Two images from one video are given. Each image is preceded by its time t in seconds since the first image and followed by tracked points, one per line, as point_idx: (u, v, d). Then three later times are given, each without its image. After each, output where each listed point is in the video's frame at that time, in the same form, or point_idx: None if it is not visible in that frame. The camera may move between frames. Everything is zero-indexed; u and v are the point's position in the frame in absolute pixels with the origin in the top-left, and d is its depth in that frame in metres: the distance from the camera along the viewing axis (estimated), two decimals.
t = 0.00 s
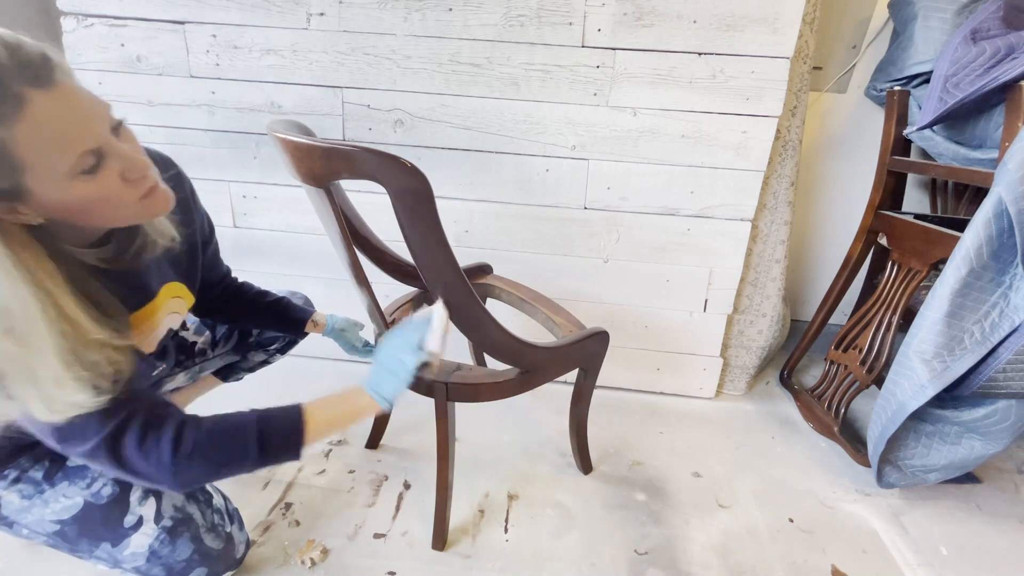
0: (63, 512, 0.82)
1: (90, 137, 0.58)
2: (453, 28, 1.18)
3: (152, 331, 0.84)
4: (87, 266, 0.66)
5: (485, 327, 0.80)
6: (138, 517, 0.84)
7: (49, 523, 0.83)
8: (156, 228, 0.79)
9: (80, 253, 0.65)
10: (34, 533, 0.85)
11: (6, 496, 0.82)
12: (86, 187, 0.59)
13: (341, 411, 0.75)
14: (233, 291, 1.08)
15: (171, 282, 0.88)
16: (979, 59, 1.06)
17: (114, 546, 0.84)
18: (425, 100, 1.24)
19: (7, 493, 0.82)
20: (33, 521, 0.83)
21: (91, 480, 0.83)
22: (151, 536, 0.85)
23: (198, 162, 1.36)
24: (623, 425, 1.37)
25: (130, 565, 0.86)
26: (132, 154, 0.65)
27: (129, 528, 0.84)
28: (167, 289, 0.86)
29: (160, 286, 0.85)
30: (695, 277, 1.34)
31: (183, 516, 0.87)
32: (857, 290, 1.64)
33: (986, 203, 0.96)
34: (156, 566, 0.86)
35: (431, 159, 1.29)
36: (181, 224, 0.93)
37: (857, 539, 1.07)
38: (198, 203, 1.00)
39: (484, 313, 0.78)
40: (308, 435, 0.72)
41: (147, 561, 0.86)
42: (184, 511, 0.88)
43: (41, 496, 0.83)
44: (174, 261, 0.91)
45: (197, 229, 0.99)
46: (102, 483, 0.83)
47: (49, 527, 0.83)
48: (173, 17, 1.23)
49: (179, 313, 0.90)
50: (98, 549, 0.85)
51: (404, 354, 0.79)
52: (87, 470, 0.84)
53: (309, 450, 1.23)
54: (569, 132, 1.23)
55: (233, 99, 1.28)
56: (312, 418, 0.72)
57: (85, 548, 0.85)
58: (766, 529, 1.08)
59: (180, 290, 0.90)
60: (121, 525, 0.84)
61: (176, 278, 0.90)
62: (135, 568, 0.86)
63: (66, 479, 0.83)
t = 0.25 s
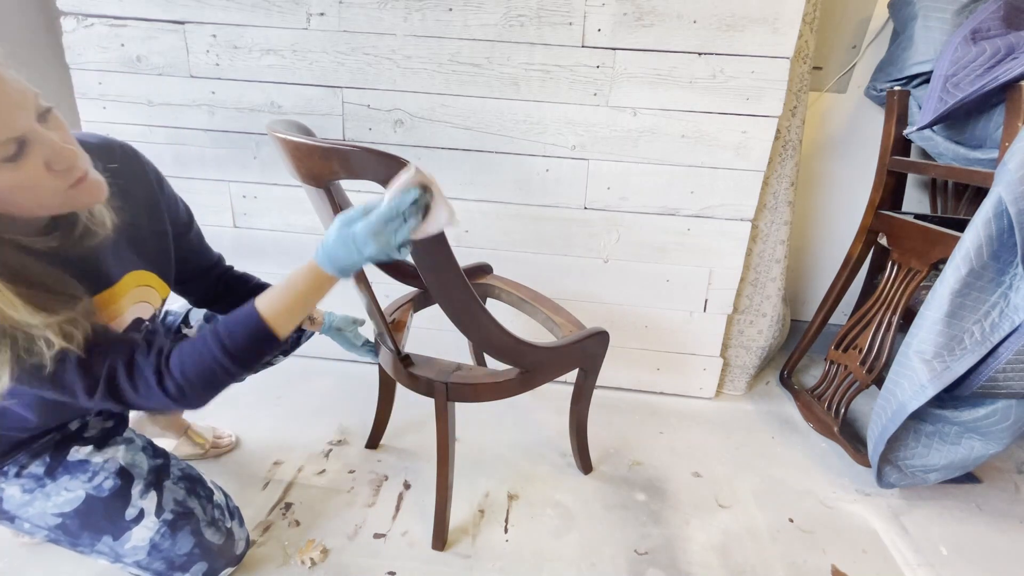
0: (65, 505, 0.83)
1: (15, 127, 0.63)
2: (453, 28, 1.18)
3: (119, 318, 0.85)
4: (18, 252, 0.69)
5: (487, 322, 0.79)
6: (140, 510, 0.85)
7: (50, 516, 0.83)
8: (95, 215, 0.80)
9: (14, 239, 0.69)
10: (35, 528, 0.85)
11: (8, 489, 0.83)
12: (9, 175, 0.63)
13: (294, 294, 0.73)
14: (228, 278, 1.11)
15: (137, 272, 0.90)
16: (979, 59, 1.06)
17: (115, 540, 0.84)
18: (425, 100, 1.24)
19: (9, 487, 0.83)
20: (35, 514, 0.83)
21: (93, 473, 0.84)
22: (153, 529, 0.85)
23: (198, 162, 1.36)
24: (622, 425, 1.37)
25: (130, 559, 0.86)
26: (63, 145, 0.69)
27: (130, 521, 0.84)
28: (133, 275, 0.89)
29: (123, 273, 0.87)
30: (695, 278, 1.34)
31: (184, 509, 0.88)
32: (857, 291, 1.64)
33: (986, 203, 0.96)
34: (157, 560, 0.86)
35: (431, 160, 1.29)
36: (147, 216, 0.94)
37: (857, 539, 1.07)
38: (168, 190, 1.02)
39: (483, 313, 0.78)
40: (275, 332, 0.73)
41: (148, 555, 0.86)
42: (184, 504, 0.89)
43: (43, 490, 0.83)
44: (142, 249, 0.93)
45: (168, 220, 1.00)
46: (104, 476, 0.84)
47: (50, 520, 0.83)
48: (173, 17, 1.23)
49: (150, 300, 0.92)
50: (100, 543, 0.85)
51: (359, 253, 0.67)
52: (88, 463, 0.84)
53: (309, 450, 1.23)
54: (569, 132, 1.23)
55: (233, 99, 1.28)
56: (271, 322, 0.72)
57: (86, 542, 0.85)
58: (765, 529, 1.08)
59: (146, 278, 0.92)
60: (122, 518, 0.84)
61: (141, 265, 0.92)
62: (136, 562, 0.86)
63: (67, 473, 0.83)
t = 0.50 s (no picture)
0: (64, 504, 0.82)
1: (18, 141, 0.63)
2: (453, 28, 1.18)
3: (106, 314, 0.87)
4: (11, 252, 0.70)
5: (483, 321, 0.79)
6: (139, 509, 0.85)
7: (50, 516, 0.83)
8: (82, 204, 0.80)
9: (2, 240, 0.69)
10: (35, 528, 0.85)
11: (7, 489, 0.82)
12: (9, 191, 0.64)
13: (245, 286, 0.81)
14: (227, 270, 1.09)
15: (124, 267, 0.90)
16: (979, 59, 1.06)
17: (115, 539, 0.84)
18: (425, 100, 1.24)
19: (8, 487, 0.82)
20: (34, 514, 0.83)
21: (93, 472, 0.84)
22: (152, 528, 0.85)
23: (198, 162, 1.36)
24: (622, 425, 1.37)
25: (130, 559, 0.85)
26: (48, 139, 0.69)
27: (130, 520, 0.84)
28: (116, 272, 0.88)
29: (106, 268, 0.87)
30: (695, 278, 1.34)
31: (184, 509, 0.88)
32: (857, 291, 1.64)
33: (986, 204, 0.96)
34: (158, 560, 0.86)
35: (431, 160, 1.29)
36: (133, 210, 0.94)
37: (857, 539, 1.07)
38: (155, 184, 1.01)
39: (478, 313, 0.78)
40: (241, 325, 0.81)
41: (148, 555, 0.85)
42: (184, 504, 0.89)
43: (43, 490, 0.83)
44: (131, 245, 0.92)
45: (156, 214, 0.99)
46: (103, 475, 0.84)
47: (50, 520, 0.83)
48: (173, 17, 1.23)
49: (137, 296, 0.92)
50: (100, 542, 0.84)
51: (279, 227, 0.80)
52: (88, 463, 0.84)
53: (309, 450, 1.23)
54: (569, 132, 1.23)
55: (233, 99, 1.28)
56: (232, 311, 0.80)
57: (86, 541, 0.85)
58: (765, 529, 1.08)
59: (136, 274, 0.92)
60: (122, 517, 0.84)
61: (129, 260, 0.91)
62: (136, 562, 0.86)
63: (67, 472, 0.83)
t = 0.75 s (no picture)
0: (64, 514, 0.81)
1: (121, 208, 0.64)
2: (453, 28, 1.18)
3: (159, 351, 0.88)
4: (91, 311, 0.71)
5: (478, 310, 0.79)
6: (140, 519, 0.84)
7: (49, 525, 0.82)
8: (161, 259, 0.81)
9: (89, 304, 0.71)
10: (35, 534, 0.85)
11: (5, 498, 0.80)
12: (95, 253, 0.65)
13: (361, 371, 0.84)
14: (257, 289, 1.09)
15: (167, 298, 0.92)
16: (979, 59, 1.06)
17: (116, 547, 0.85)
18: (425, 100, 1.24)
19: (6, 496, 0.80)
20: (34, 523, 0.83)
21: (92, 483, 0.81)
22: (153, 538, 0.85)
23: (198, 162, 1.36)
24: (622, 425, 1.37)
25: (131, 566, 0.87)
26: (153, 217, 0.70)
27: (130, 530, 0.84)
28: (165, 301, 0.91)
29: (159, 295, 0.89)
30: (695, 277, 1.34)
31: (185, 517, 0.88)
32: (857, 291, 1.64)
33: (986, 204, 0.96)
34: (158, 567, 0.87)
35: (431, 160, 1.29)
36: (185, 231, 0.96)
37: (857, 539, 1.07)
38: (202, 199, 1.02)
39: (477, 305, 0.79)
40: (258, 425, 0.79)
41: (149, 563, 0.86)
42: (185, 512, 0.89)
43: (41, 500, 0.81)
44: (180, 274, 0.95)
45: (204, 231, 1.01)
46: (104, 486, 0.82)
47: (50, 529, 0.83)
48: (173, 17, 1.23)
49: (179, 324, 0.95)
50: (101, 549, 0.85)
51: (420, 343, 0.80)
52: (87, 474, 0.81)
53: (309, 450, 1.23)
54: (569, 132, 1.23)
55: (233, 99, 1.28)
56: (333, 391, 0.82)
57: (87, 548, 0.85)
58: (766, 529, 1.08)
59: (178, 302, 0.94)
60: (122, 527, 0.83)
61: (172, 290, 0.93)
62: (136, 569, 0.87)
63: (66, 483, 0.81)
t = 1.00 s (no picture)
0: (64, 516, 0.81)
1: (130, 215, 0.64)
2: (453, 28, 1.18)
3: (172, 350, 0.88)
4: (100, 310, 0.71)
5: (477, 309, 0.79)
6: (141, 521, 0.84)
7: (50, 526, 0.82)
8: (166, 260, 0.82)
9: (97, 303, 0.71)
10: (36, 535, 0.85)
11: (5, 500, 0.80)
12: (104, 260, 0.65)
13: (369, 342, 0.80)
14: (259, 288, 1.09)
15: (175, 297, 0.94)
16: (979, 59, 1.06)
17: (117, 548, 0.85)
18: (425, 99, 1.24)
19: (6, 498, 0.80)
20: (35, 524, 0.83)
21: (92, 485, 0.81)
22: (154, 539, 0.85)
23: (198, 162, 1.36)
24: (622, 425, 1.37)
25: (132, 565, 0.87)
26: (160, 222, 0.70)
27: (131, 531, 0.84)
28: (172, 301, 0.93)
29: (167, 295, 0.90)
30: (695, 277, 1.34)
31: (186, 519, 0.88)
32: (857, 291, 1.64)
33: (986, 203, 0.96)
34: (159, 568, 0.88)
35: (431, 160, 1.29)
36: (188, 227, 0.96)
37: (857, 539, 1.07)
38: (207, 198, 1.03)
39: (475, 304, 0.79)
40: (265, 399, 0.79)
41: (150, 563, 0.87)
42: (185, 513, 0.88)
43: (41, 502, 0.80)
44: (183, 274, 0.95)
45: (208, 228, 1.01)
46: (104, 487, 0.81)
47: (51, 530, 0.83)
48: (173, 17, 1.23)
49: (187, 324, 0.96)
50: (101, 550, 0.85)
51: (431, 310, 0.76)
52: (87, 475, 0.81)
53: (309, 450, 1.23)
54: (569, 132, 1.23)
55: (233, 99, 1.28)
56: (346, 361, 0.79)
57: (88, 549, 0.85)
58: (766, 529, 1.08)
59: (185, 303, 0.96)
60: (123, 529, 0.83)
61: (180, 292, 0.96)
62: (137, 568, 0.87)
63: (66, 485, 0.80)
